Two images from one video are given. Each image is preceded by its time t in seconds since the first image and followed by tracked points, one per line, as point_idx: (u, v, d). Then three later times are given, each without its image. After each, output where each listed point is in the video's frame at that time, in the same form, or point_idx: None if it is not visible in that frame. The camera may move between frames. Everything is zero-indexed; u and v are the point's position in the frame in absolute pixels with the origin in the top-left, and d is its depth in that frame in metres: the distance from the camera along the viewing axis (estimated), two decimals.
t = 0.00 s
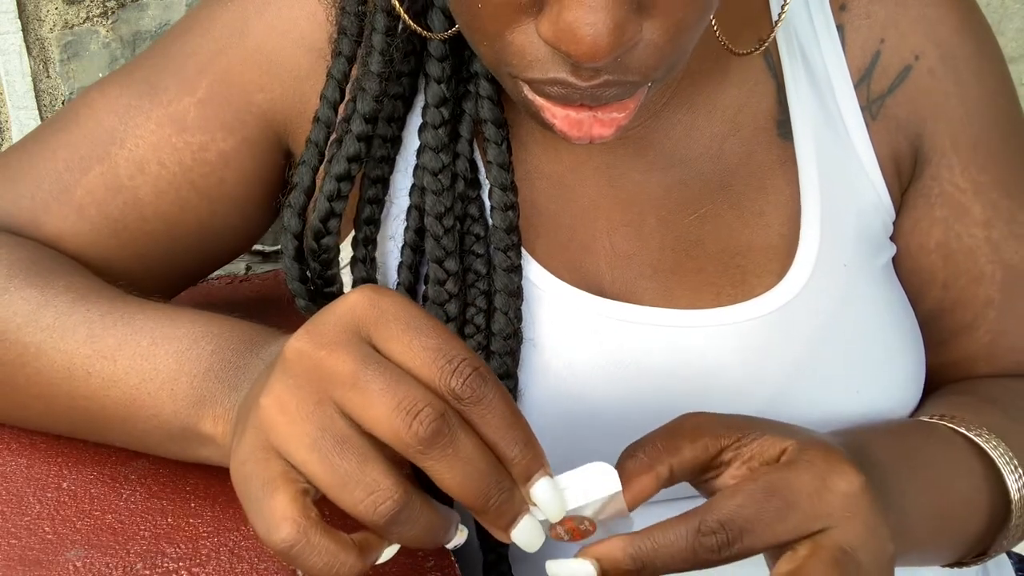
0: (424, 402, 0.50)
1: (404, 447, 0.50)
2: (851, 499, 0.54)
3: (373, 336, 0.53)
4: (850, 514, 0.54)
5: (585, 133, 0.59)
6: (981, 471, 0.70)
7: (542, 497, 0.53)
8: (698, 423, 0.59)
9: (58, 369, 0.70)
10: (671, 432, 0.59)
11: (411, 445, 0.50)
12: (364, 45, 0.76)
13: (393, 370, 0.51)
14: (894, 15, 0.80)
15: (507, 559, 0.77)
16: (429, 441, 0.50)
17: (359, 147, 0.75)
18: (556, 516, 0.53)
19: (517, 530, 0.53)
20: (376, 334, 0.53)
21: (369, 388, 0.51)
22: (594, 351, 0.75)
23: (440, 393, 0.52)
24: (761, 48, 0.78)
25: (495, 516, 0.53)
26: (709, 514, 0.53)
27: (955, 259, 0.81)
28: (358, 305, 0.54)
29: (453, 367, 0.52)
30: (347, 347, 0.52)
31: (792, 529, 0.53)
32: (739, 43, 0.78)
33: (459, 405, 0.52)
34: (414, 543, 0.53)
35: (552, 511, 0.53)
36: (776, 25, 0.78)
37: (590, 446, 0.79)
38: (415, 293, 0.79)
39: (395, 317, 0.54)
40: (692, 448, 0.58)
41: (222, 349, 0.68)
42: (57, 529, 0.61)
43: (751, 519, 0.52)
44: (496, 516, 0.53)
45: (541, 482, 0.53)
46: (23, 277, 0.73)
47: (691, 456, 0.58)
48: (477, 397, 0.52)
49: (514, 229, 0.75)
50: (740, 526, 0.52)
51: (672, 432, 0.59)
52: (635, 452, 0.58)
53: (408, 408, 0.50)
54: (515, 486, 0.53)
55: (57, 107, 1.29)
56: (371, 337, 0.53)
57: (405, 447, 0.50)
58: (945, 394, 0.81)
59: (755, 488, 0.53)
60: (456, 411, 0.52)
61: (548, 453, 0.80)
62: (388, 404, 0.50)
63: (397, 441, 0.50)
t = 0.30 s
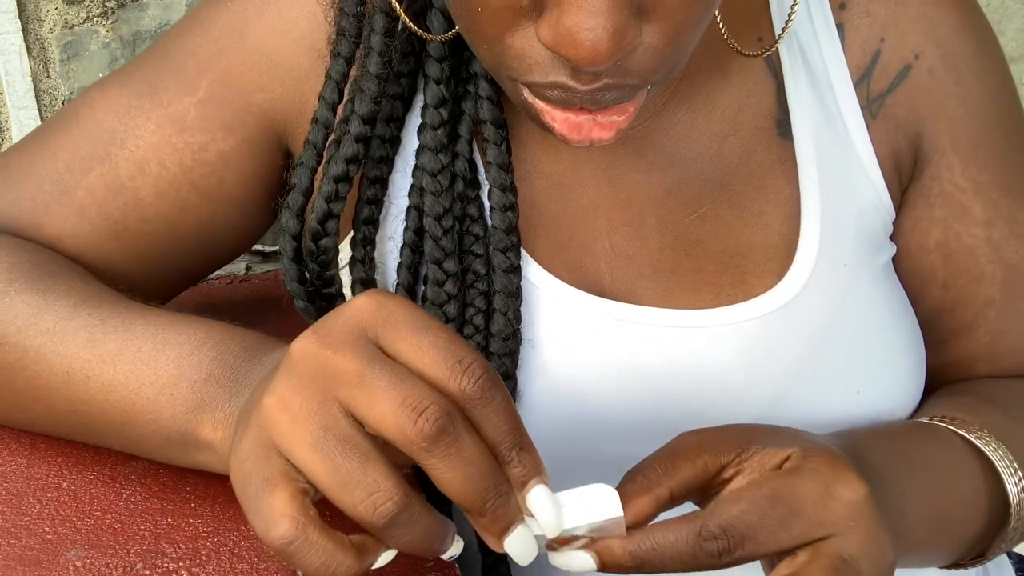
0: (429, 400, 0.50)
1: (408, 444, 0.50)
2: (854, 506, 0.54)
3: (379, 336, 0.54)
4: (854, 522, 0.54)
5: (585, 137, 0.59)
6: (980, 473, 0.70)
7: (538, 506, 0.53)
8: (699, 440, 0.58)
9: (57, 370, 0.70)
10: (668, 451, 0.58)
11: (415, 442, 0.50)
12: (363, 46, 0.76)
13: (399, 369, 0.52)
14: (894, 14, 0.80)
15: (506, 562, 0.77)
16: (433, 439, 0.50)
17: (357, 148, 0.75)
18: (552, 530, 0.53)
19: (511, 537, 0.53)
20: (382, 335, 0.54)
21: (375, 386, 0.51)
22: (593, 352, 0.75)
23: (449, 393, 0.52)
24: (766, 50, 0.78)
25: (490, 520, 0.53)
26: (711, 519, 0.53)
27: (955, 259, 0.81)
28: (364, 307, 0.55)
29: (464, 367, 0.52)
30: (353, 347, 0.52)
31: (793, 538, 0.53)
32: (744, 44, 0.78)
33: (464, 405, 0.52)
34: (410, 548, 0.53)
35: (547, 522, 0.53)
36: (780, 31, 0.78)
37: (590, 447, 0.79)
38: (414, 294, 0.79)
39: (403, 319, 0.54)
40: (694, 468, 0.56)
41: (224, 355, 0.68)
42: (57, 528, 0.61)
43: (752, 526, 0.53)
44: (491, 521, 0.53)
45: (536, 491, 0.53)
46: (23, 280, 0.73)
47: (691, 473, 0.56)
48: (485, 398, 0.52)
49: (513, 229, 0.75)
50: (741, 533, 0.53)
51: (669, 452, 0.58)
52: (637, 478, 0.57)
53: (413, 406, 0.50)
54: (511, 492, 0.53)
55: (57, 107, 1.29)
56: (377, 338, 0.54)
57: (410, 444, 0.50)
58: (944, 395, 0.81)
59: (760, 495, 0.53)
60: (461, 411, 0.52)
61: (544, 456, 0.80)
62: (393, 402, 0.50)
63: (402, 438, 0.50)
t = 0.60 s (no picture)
0: (426, 400, 0.50)
1: (406, 445, 0.50)
2: (856, 506, 0.54)
3: (376, 336, 0.53)
4: (864, 525, 0.54)
5: (585, 137, 0.59)
6: (983, 473, 0.70)
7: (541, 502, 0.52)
8: (699, 438, 0.58)
9: (57, 370, 0.70)
10: (669, 448, 0.58)
11: (412, 442, 0.50)
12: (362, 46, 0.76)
13: (395, 369, 0.51)
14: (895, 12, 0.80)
15: (505, 562, 0.77)
16: (431, 439, 0.50)
17: (356, 148, 0.74)
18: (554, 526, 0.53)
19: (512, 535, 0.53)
20: (379, 335, 0.53)
21: (371, 386, 0.50)
22: (593, 351, 0.75)
23: (445, 391, 0.52)
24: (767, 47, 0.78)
25: (490, 520, 0.53)
26: (729, 529, 0.53)
27: (957, 258, 0.81)
28: (359, 307, 0.54)
29: (459, 366, 0.52)
30: (349, 347, 0.52)
31: (807, 544, 0.53)
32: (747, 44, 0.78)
33: (461, 403, 0.52)
34: (410, 548, 0.53)
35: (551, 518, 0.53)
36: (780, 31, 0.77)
37: (591, 446, 0.79)
38: (414, 293, 0.79)
39: (398, 319, 0.54)
40: (695, 465, 0.57)
41: (223, 354, 0.68)
42: (57, 528, 0.60)
43: (770, 533, 0.53)
44: (492, 519, 0.53)
45: (538, 487, 0.53)
46: (22, 280, 0.73)
47: (693, 473, 0.56)
48: (482, 396, 0.52)
49: (512, 229, 0.75)
50: (761, 541, 0.53)
51: (670, 449, 0.58)
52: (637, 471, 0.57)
53: (411, 406, 0.50)
54: (511, 491, 0.53)
55: (57, 107, 1.29)
56: (373, 337, 0.53)
57: (407, 445, 0.50)
58: (948, 393, 0.81)
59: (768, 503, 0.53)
60: (458, 409, 0.52)
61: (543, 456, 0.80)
62: (390, 402, 0.50)
63: (399, 438, 0.50)
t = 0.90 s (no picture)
0: (422, 409, 0.50)
1: (402, 454, 0.50)
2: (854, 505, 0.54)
3: (370, 341, 0.53)
4: (864, 512, 0.54)
5: (586, 137, 0.59)
6: (985, 471, 0.70)
7: (540, 507, 0.52)
8: (699, 439, 0.58)
9: (56, 371, 0.70)
10: (669, 450, 0.58)
11: (409, 451, 0.50)
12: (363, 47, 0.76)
13: (390, 376, 0.51)
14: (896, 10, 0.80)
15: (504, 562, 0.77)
16: (426, 448, 0.50)
17: (356, 148, 0.74)
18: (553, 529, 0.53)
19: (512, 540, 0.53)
20: (374, 340, 0.53)
21: (366, 395, 0.50)
22: (592, 351, 0.74)
23: (441, 398, 0.52)
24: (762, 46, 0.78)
25: (489, 525, 0.53)
26: (726, 512, 0.52)
27: (958, 256, 0.81)
28: (354, 312, 0.54)
29: (455, 371, 0.52)
30: (343, 354, 0.52)
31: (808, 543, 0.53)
32: (742, 45, 0.78)
33: (458, 409, 0.52)
34: (411, 551, 0.53)
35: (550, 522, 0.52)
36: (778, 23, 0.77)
37: (590, 447, 0.79)
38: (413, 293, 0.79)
39: (393, 323, 0.54)
40: (694, 466, 0.57)
41: (223, 355, 0.68)
42: (57, 528, 0.60)
43: (766, 517, 0.52)
44: (490, 525, 0.53)
45: (536, 490, 0.52)
46: (22, 280, 0.73)
47: (693, 473, 0.57)
48: (478, 402, 0.52)
49: (511, 229, 0.75)
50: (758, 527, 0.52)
51: (671, 451, 0.58)
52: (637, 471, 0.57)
53: (406, 416, 0.50)
54: (511, 495, 0.53)
55: (57, 107, 1.29)
56: (368, 343, 0.53)
57: (403, 454, 0.50)
58: (949, 392, 0.81)
59: (766, 488, 0.53)
60: (455, 416, 0.52)
61: (542, 457, 0.80)
62: (385, 413, 0.50)
63: (395, 448, 0.50)
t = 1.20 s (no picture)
0: (424, 409, 0.50)
1: (404, 454, 0.50)
2: (848, 502, 0.54)
3: (373, 342, 0.53)
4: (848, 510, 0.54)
5: (586, 138, 0.59)
6: (980, 469, 0.70)
7: (539, 505, 0.53)
8: (684, 442, 0.59)
9: (56, 371, 0.70)
10: (656, 455, 0.59)
11: (410, 451, 0.50)
12: (361, 47, 0.76)
13: (392, 377, 0.51)
14: (895, 8, 0.80)
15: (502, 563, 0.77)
16: (428, 448, 0.50)
17: (353, 150, 0.74)
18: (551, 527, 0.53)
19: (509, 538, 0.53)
20: (376, 340, 0.53)
21: (367, 395, 0.50)
22: (590, 351, 0.75)
23: (443, 399, 0.52)
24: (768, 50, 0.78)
25: (489, 526, 0.53)
26: (700, 507, 0.52)
27: (957, 254, 0.81)
28: (355, 312, 0.54)
29: (457, 372, 0.52)
30: (345, 354, 0.52)
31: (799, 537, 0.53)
32: (748, 46, 0.78)
33: (460, 409, 0.52)
34: (413, 552, 0.53)
35: (550, 520, 0.53)
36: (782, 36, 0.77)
37: (589, 446, 0.79)
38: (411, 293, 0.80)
39: (396, 323, 0.54)
40: (679, 470, 0.57)
41: (222, 356, 0.68)
42: (57, 528, 0.61)
43: (741, 512, 0.52)
44: (489, 526, 0.53)
45: (536, 490, 0.53)
46: (22, 281, 0.73)
47: (679, 476, 0.57)
48: (480, 403, 0.52)
49: (509, 229, 0.75)
50: (732, 519, 0.52)
51: (657, 456, 0.59)
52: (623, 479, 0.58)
53: (408, 415, 0.50)
54: (510, 497, 0.53)
55: (57, 107, 1.29)
56: (371, 344, 0.53)
57: (405, 454, 0.50)
58: (948, 389, 0.81)
59: (745, 482, 0.53)
60: (457, 417, 0.52)
61: (539, 457, 0.81)
62: (388, 413, 0.50)
63: (397, 448, 0.50)
